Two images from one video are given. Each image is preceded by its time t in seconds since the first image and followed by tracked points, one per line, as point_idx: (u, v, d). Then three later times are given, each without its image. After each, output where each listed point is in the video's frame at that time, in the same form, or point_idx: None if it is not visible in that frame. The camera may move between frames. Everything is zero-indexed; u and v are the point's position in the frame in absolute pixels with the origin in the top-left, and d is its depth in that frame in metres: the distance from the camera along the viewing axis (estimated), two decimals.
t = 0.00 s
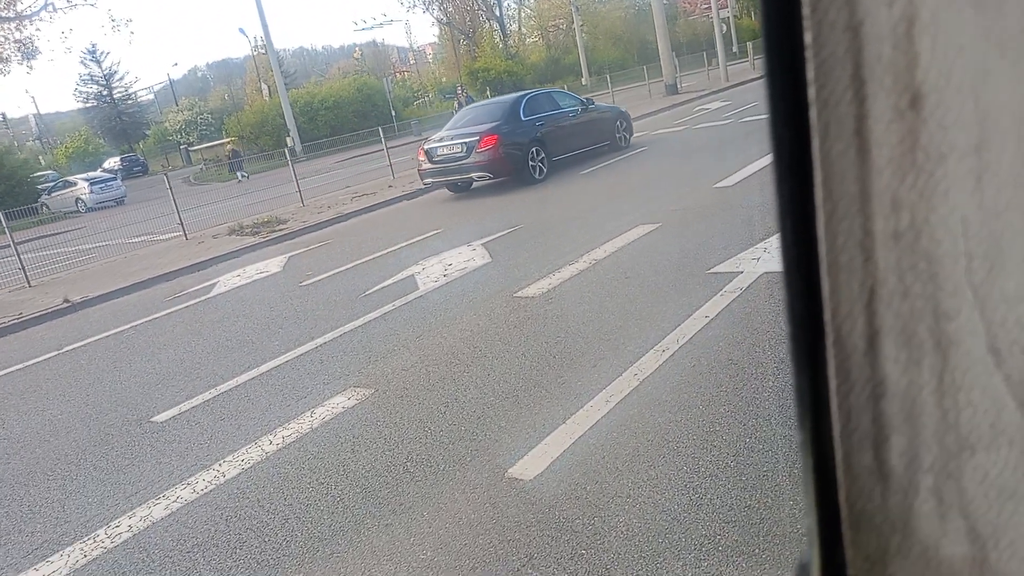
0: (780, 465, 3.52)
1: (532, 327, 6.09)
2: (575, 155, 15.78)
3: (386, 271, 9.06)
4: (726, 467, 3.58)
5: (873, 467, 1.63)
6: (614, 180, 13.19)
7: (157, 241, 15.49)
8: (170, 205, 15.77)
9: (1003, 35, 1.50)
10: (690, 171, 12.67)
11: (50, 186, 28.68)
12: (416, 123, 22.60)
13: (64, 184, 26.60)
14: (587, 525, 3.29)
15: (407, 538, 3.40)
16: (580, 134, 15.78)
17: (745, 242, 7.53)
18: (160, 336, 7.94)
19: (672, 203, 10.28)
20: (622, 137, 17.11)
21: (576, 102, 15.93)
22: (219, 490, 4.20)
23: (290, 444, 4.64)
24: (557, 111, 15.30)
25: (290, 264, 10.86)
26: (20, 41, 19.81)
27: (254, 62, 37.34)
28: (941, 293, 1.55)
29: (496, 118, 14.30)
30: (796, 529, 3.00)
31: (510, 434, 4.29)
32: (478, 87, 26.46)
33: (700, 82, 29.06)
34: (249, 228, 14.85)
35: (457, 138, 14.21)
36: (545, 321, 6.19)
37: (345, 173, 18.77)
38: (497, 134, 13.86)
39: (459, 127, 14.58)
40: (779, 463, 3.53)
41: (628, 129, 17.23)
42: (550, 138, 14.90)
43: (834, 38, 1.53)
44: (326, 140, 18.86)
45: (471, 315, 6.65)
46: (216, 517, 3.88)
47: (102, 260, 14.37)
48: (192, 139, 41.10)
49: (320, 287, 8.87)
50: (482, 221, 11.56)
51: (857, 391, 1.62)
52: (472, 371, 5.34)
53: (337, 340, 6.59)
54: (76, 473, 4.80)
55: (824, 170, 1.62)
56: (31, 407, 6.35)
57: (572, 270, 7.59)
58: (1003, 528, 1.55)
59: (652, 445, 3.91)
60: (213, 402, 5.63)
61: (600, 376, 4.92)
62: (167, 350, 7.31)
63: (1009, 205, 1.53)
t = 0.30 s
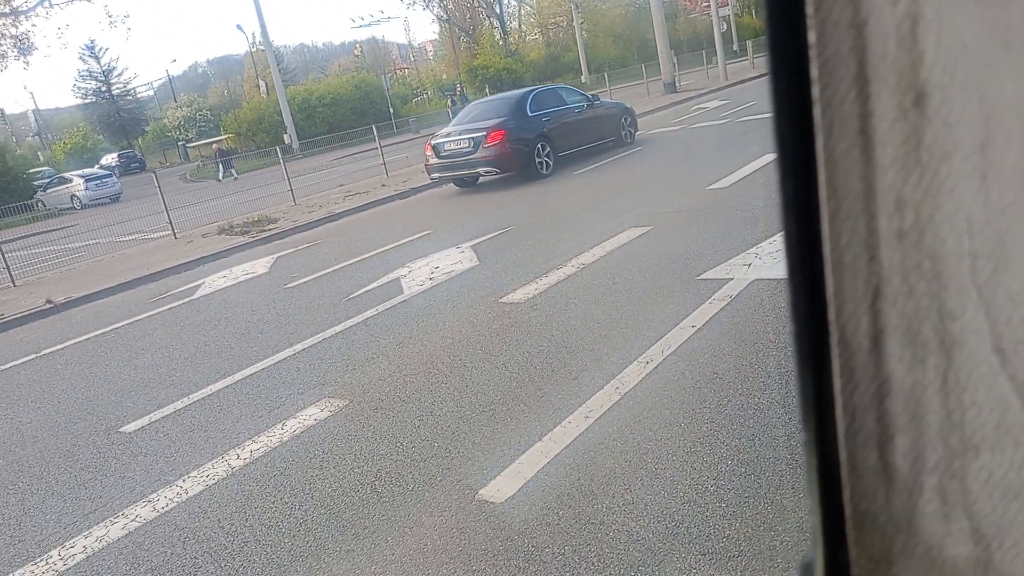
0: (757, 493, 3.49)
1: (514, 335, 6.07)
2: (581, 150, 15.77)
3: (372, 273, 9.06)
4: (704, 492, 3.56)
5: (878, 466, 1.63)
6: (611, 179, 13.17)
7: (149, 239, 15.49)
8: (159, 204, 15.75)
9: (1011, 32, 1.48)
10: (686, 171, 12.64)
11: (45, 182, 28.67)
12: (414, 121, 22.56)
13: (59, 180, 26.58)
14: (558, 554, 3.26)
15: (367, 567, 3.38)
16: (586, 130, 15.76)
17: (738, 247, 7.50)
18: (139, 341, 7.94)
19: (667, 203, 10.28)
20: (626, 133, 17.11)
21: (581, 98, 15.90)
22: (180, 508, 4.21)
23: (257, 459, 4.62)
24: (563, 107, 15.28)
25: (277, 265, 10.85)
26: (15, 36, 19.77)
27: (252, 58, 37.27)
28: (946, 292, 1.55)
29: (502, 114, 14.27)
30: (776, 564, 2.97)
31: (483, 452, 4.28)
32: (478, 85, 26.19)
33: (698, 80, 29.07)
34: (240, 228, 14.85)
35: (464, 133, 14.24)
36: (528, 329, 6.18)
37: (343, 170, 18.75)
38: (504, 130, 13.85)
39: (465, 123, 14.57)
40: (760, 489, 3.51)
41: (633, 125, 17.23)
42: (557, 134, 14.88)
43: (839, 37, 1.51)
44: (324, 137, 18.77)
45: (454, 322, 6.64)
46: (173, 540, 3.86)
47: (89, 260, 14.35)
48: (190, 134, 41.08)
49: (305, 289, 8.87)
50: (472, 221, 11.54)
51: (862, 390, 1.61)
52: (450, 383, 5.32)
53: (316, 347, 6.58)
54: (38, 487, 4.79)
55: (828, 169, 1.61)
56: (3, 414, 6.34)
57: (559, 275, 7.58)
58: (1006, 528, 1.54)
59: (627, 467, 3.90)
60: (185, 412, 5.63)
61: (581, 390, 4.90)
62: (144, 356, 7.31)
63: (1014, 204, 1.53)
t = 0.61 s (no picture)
0: (738, 516, 3.29)
1: (498, 342, 5.84)
2: (581, 148, 15.79)
3: (356, 277, 8.99)
4: (683, 515, 3.34)
5: (874, 463, 1.63)
6: (607, 178, 13.15)
7: (140, 238, 15.41)
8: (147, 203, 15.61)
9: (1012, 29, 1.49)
10: (681, 171, 12.60)
11: (41, 180, 28.58)
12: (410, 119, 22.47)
13: (54, 178, 26.50)
14: None
15: None
16: (586, 127, 15.77)
17: (730, 250, 7.44)
18: (118, 346, 7.85)
19: (661, 203, 10.26)
20: (626, 131, 17.12)
21: (582, 95, 15.87)
22: (145, 526, 3.97)
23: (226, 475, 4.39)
24: (563, 104, 15.26)
25: (265, 267, 10.77)
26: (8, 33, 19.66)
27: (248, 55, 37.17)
28: (943, 289, 1.55)
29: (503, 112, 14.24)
30: None
31: (457, 468, 4.06)
32: (476, 83, 26.44)
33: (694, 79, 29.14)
34: (230, 228, 14.73)
35: (465, 131, 14.23)
36: (512, 336, 5.95)
37: (337, 169, 18.73)
38: (506, 128, 13.82)
39: (466, 120, 14.56)
40: (743, 510, 3.31)
41: (632, 122, 17.24)
42: (557, 132, 14.88)
43: (840, 33, 1.51)
44: (321, 136, 18.88)
45: (437, 329, 6.42)
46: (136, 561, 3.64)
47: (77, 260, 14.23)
48: (187, 132, 40.99)
49: (290, 292, 8.84)
50: (463, 222, 11.45)
51: (860, 387, 1.61)
52: (426, 394, 5.09)
53: (296, 354, 6.37)
54: None
55: (827, 166, 1.60)
56: None
57: (547, 279, 7.47)
58: (1002, 524, 1.55)
59: (607, 486, 3.65)
60: (159, 422, 5.42)
61: (560, 401, 4.67)
62: (122, 361, 7.19)
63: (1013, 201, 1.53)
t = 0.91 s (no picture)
0: (722, 545, 3.18)
1: (483, 356, 5.81)
2: (580, 154, 15.83)
3: (345, 287, 8.98)
4: (664, 543, 3.23)
5: (875, 473, 1.64)
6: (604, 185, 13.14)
7: (133, 244, 15.44)
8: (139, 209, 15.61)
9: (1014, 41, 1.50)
10: (677, 179, 12.58)
11: (36, 184, 28.58)
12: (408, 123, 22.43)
13: (49, 182, 26.52)
14: None
15: None
16: (585, 134, 15.82)
17: (721, 262, 7.42)
18: (102, 355, 7.85)
19: (658, 212, 10.26)
20: (625, 137, 17.16)
21: (581, 101, 15.91)
22: (110, 548, 3.90)
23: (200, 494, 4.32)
24: (562, 111, 15.31)
25: (255, 275, 10.76)
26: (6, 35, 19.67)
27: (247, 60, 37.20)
28: (944, 300, 1.56)
29: (502, 118, 14.28)
30: None
31: (435, 489, 3.96)
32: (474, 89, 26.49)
33: (693, 86, 29.15)
34: (222, 235, 14.71)
35: (464, 137, 14.25)
36: (498, 349, 5.92)
37: (333, 176, 18.73)
38: (505, 134, 13.87)
39: (464, 127, 14.60)
40: (727, 539, 3.21)
41: (631, 128, 17.28)
42: (556, 138, 14.92)
43: (841, 47, 1.53)
44: (318, 141, 18.88)
45: (422, 341, 6.41)
46: None
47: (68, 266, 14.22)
48: (186, 137, 41.05)
49: (279, 301, 8.84)
50: (455, 230, 11.42)
51: (860, 397, 1.63)
52: (407, 411, 5.01)
53: (279, 366, 6.37)
54: None
55: (829, 178, 1.62)
56: None
57: (535, 290, 7.47)
58: (1003, 535, 1.55)
59: (587, 511, 3.55)
60: (135, 436, 5.39)
61: (543, 420, 4.58)
62: (104, 371, 7.17)
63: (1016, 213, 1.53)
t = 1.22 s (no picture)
0: (707, 568, 3.02)
1: (469, 366, 5.77)
2: (576, 157, 15.85)
3: (334, 294, 8.97)
4: (649, 565, 3.07)
5: (869, 473, 1.64)
6: (599, 188, 13.13)
7: (125, 250, 15.41)
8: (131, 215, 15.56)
9: (1005, 43, 1.50)
10: (671, 183, 12.58)
11: (30, 189, 28.53)
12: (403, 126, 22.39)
13: (43, 187, 26.49)
14: None
15: None
16: (581, 138, 15.83)
17: (715, 268, 7.42)
18: (87, 365, 7.82)
19: (651, 217, 10.27)
20: (621, 140, 17.18)
21: (577, 104, 15.93)
22: (83, 568, 3.78)
23: (178, 510, 4.21)
24: (558, 114, 15.31)
25: (245, 282, 10.73)
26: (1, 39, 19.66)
27: (243, 64, 37.17)
28: (937, 301, 1.57)
29: (498, 122, 14.28)
30: None
31: (416, 506, 3.81)
32: (469, 92, 26.37)
33: (689, 89, 29.19)
34: (213, 241, 14.67)
35: (459, 141, 14.26)
36: (486, 358, 5.91)
37: (330, 179, 18.63)
38: (500, 137, 13.87)
39: (460, 130, 14.60)
40: (715, 559, 3.06)
41: (627, 131, 17.30)
42: (552, 141, 14.93)
43: (833, 49, 1.54)
44: (313, 145, 18.86)
45: (411, 350, 6.41)
46: None
47: (58, 272, 14.17)
48: (183, 140, 41.09)
49: (268, 308, 8.83)
50: (448, 236, 11.40)
51: (854, 398, 1.63)
52: (389, 424, 4.90)
53: (264, 376, 6.36)
54: None
55: (822, 180, 1.63)
56: None
57: (525, 297, 7.46)
58: (996, 533, 1.56)
59: (570, 530, 3.39)
60: (115, 449, 5.33)
61: (529, 433, 4.45)
62: (88, 382, 7.14)
63: (1007, 215, 1.54)
